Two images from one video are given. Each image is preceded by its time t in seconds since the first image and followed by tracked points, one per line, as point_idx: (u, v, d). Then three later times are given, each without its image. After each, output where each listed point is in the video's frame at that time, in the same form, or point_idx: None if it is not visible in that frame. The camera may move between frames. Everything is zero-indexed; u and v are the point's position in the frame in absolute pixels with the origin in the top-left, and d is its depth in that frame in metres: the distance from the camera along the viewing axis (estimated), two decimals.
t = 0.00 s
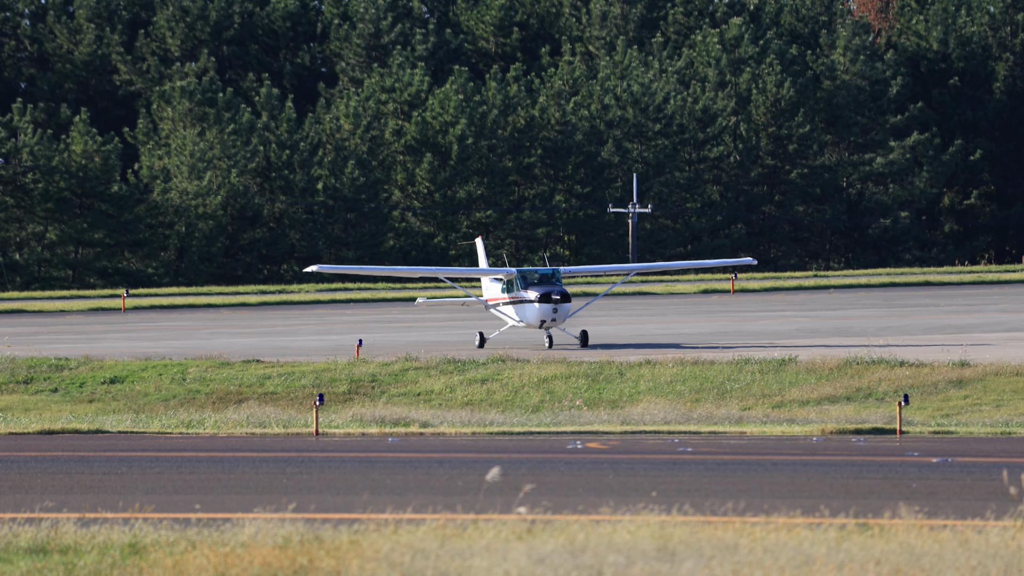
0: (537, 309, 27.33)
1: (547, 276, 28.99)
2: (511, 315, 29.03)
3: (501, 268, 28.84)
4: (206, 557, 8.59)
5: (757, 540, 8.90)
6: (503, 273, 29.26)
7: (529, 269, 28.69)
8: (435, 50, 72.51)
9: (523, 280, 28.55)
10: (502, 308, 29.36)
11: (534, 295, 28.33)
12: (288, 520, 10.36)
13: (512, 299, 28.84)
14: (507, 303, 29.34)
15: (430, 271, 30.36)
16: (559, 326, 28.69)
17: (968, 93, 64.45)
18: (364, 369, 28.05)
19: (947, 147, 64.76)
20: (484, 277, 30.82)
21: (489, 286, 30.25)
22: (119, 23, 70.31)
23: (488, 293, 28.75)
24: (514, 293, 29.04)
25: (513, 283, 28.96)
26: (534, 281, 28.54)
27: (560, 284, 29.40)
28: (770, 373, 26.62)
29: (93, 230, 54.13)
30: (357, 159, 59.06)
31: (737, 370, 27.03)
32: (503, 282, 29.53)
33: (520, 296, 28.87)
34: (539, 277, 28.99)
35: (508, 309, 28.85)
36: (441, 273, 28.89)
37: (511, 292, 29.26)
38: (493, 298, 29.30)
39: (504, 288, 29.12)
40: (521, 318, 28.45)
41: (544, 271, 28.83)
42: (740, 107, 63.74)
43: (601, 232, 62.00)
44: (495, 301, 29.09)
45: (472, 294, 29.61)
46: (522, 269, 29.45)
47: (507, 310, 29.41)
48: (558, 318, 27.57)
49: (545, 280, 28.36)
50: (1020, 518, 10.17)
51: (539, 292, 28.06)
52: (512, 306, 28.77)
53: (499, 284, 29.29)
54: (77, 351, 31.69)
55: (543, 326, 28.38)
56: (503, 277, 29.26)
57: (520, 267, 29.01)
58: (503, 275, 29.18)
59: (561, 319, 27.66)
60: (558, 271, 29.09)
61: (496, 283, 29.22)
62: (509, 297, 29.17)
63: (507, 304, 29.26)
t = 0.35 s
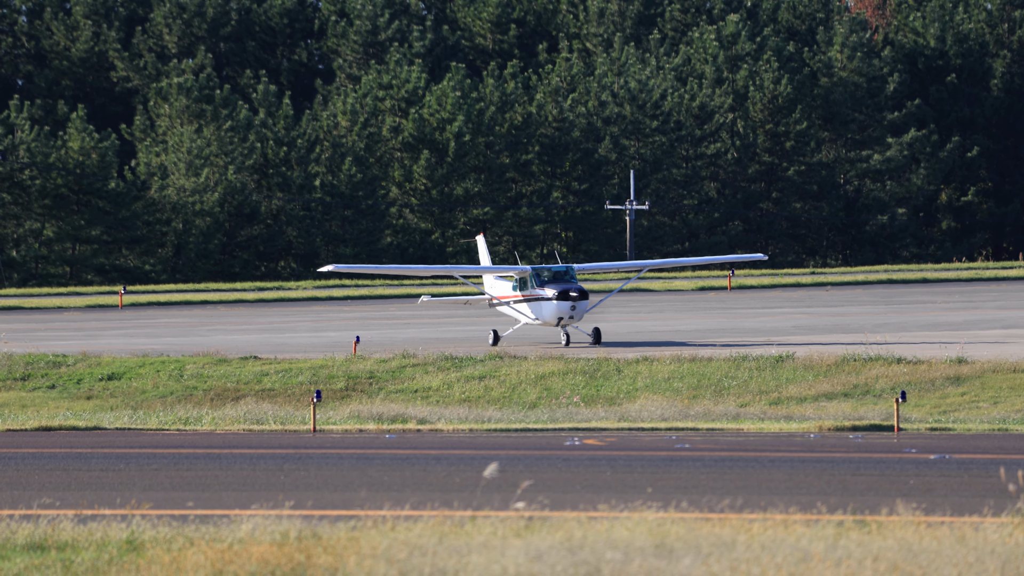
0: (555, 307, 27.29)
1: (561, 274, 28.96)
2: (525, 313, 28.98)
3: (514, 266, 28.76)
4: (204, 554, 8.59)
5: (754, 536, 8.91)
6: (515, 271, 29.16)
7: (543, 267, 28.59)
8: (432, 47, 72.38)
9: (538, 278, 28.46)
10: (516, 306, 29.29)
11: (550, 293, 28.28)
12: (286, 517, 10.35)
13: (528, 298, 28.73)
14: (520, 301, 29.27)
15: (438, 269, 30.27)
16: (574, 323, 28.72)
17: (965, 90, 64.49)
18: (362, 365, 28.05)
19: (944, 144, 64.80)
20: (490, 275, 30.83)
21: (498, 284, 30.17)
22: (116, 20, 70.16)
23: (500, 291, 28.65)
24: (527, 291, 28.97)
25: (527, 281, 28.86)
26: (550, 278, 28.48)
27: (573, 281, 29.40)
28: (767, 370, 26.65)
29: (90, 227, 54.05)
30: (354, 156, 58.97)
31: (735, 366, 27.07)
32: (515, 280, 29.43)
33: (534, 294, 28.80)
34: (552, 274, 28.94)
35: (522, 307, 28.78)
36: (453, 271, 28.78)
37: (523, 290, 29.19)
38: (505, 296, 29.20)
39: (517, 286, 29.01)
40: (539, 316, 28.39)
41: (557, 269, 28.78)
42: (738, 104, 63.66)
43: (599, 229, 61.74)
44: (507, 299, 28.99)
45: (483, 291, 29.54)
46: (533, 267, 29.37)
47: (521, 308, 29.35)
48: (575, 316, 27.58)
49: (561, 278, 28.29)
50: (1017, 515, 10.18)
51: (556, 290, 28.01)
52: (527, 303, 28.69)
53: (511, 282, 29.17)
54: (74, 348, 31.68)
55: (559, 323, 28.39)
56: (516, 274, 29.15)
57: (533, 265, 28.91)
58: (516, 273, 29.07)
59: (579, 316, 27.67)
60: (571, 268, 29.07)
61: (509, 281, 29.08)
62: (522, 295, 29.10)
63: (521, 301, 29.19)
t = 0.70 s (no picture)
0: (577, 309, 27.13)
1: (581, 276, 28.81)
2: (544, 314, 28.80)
3: (532, 268, 28.60)
4: (202, 556, 8.58)
5: (752, 538, 8.91)
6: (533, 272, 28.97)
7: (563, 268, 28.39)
8: (430, 48, 72.39)
9: (559, 279, 28.27)
10: (533, 307, 29.12)
11: (571, 294, 28.15)
12: (283, 518, 10.34)
13: (547, 299, 28.57)
14: (537, 302, 29.12)
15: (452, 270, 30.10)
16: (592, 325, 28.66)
17: (964, 92, 64.51)
18: (360, 366, 28.06)
19: (943, 145, 64.83)
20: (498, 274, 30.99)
21: (512, 285, 30.00)
22: (114, 21, 70.01)
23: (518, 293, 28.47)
24: (546, 292, 28.80)
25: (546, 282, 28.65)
26: (571, 280, 28.29)
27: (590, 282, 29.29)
28: (765, 371, 26.65)
29: (88, 229, 54.10)
30: (352, 157, 59.05)
31: (733, 368, 27.07)
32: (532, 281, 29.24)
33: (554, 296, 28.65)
34: (570, 276, 28.80)
35: (541, 309, 28.61)
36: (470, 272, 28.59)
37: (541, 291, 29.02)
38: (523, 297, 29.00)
39: (535, 287, 28.80)
40: (560, 318, 28.23)
41: (576, 270, 28.65)
42: (735, 105, 63.65)
43: (597, 229, 62.01)
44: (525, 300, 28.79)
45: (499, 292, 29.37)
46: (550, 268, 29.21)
47: (538, 309, 29.18)
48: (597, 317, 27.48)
49: (582, 280, 28.14)
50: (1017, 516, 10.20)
51: (578, 292, 27.88)
52: (546, 305, 28.52)
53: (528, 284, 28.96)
54: (72, 349, 31.63)
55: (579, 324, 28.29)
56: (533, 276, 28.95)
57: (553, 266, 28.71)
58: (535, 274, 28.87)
59: (601, 318, 27.58)
60: (590, 270, 28.95)
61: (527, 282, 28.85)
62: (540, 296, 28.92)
63: (539, 303, 29.02)
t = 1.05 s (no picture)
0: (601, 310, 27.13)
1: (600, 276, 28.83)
2: (564, 315, 28.78)
3: (550, 268, 28.52)
4: (198, 556, 8.57)
5: (749, 538, 8.92)
6: (551, 273, 28.90)
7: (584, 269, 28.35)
8: (426, 49, 72.35)
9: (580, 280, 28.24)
10: (552, 307, 29.08)
11: (592, 295, 28.12)
12: (280, 518, 10.34)
13: (566, 299, 28.53)
14: (556, 303, 29.08)
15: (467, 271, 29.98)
16: (612, 325, 28.72)
17: (959, 92, 64.62)
18: (356, 366, 28.05)
19: (939, 146, 64.88)
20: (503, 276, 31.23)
21: (527, 285, 29.90)
22: (111, 22, 69.84)
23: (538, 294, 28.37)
24: (565, 293, 28.77)
25: (566, 282, 28.59)
26: (592, 281, 28.28)
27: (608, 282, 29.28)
28: (761, 371, 26.69)
29: (84, 229, 54.17)
30: (348, 157, 58.79)
31: (729, 367, 27.11)
32: (550, 281, 29.17)
33: (573, 297, 28.64)
34: (589, 276, 28.79)
35: (562, 309, 28.58)
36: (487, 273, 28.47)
37: (560, 292, 28.98)
38: (542, 298, 28.93)
39: (555, 288, 28.74)
40: (581, 318, 28.21)
41: (594, 271, 28.63)
42: (732, 105, 63.78)
43: (593, 229, 61.78)
44: (544, 301, 28.71)
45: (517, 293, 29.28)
46: (568, 269, 29.18)
47: (557, 310, 29.14)
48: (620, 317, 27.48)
49: (604, 281, 28.14)
50: (1012, 516, 10.23)
51: (600, 293, 27.88)
52: (567, 306, 28.49)
53: (547, 284, 28.89)
54: (68, 349, 31.61)
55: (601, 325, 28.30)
56: (551, 276, 28.89)
57: (572, 267, 28.66)
58: (554, 275, 28.80)
59: (624, 319, 27.61)
60: (609, 271, 28.96)
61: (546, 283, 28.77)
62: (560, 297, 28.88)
63: (557, 304, 28.98)
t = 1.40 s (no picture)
0: (617, 309, 27.16)
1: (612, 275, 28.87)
2: (576, 314, 28.81)
3: (559, 268, 28.42)
4: (183, 554, 8.57)
5: (734, 536, 8.98)
6: (562, 272, 28.88)
7: (596, 268, 28.35)
8: (413, 47, 72.22)
9: (593, 280, 28.25)
10: (564, 307, 29.09)
11: (605, 295, 28.06)
12: (266, 516, 10.35)
13: (579, 299, 28.47)
14: (567, 302, 29.08)
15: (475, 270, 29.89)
16: (623, 324, 28.81)
17: (946, 90, 64.94)
18: (342, 364, 28.04)
19: (925, 144, 65.13)
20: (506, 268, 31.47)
21: (536, 285, 29.81)
22: (96, 20, 69.45)
23: (550, 293, 28.32)
24: (576, 292, 28.76)
25: (579, 281, 28.59)
26: (605, 280, 28.31)
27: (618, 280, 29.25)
28: (747, 369, 26.79)
29: (71, 227, 53.98)
30: (335, 155, 58.59)
31: (715, 365, 27.21)
32: (561, 280, 29.15)
33: (586, 296, 28.67)
34: (601, 275, 28.82)
35: (574, 309, 28.59)
36: (497, 273, 28.36)
37: (571, 291, 28.98)
38: (554, 298, 28.91)
39: (566, 287, 28.72)
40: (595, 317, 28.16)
41: (605, 270, 28.58)
42: (718, 104, 64.08)
43: (579, 228, 61.81)
44: (556, 300, 28.68)
45: (527, 293, 29.25)
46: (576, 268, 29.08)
47: (568, 309, 29.16)
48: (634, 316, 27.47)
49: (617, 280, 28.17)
50: (996, 514, 10.30)
51: (614, 292, 27.93)
52: (580, 305, 28.51)
53: (558, 283, 28.86)
54: (54, 347, 31.48)
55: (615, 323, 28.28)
56: (560, 276, 28.80)
57: (585, 267, 28.66)
58: (565, 274, 28.78)
59: (637, 318, 27.70)
60: (620, 270, 28.99)
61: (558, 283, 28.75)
62: (572, 296, 28.88)
63: (569, 303, 28.92)
